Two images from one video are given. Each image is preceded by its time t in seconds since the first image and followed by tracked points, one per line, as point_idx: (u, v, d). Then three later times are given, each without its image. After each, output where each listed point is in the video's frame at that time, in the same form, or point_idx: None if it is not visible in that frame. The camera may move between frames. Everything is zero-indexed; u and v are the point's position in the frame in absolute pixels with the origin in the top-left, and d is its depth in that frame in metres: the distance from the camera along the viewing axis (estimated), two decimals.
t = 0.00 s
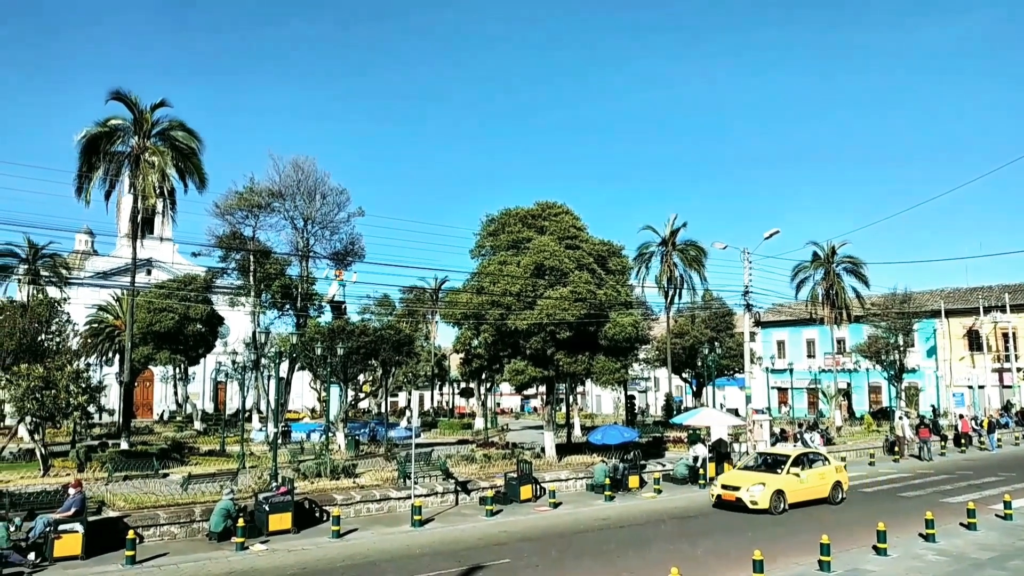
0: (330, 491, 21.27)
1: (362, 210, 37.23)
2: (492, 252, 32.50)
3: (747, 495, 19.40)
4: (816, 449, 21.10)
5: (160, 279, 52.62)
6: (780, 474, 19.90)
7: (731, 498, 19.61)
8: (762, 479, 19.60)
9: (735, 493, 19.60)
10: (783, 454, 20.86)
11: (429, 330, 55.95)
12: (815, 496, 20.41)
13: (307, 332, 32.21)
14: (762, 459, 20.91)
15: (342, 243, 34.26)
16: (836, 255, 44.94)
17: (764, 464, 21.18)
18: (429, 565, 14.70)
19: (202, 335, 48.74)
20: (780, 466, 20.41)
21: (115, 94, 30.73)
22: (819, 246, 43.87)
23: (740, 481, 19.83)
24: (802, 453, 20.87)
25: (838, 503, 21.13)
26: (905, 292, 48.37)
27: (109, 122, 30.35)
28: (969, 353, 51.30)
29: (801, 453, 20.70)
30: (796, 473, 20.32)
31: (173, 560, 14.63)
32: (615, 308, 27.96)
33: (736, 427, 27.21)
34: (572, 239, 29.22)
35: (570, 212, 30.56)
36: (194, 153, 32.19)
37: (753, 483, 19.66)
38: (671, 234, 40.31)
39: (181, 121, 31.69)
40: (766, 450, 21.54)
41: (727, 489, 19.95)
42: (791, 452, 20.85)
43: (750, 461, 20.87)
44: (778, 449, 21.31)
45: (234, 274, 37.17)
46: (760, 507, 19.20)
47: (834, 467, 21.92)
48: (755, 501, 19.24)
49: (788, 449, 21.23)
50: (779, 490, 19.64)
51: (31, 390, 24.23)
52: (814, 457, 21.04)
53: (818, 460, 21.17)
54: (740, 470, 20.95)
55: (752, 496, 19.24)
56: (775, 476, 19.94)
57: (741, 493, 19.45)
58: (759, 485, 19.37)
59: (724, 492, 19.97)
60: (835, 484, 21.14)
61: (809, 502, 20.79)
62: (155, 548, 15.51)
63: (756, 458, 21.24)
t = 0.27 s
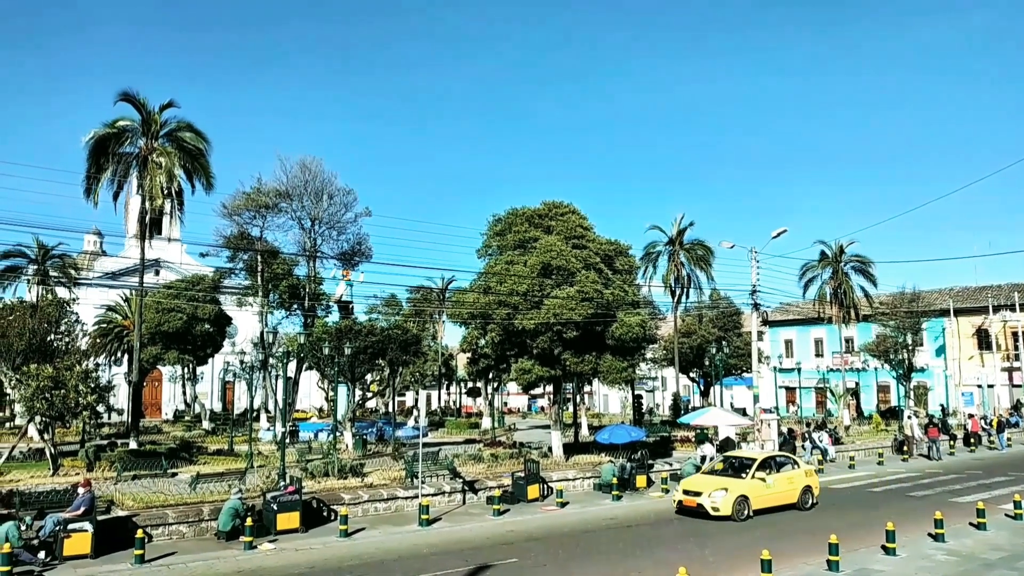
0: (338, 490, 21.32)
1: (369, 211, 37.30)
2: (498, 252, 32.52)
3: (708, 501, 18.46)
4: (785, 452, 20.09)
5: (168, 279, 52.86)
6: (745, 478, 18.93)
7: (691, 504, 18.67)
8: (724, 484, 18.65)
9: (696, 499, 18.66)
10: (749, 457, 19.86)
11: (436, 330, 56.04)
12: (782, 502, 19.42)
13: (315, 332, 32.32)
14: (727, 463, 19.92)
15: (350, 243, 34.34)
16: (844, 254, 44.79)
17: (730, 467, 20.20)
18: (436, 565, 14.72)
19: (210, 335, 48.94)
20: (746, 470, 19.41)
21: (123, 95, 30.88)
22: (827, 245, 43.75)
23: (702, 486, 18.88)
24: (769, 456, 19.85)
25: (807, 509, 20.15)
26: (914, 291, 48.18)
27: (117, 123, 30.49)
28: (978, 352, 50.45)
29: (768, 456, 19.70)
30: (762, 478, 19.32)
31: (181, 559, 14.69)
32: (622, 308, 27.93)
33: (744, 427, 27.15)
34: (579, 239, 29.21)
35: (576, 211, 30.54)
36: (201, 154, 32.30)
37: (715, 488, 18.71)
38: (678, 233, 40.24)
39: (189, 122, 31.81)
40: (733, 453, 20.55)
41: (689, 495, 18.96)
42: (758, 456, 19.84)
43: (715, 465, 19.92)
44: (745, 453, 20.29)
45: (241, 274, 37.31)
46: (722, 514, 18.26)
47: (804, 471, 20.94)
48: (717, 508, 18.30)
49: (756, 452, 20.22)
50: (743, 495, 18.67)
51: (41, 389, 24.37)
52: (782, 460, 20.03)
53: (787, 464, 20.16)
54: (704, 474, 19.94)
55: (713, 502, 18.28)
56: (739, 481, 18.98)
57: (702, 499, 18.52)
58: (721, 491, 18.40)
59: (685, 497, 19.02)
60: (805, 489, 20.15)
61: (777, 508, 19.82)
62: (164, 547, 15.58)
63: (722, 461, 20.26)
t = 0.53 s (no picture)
0: (343, 489, 21.36)
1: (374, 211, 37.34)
2: (503, 251, 32.52)
3: (664, 507, 17.40)
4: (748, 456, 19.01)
5: (173, 279, 53.00)
6: (703, 482, 17.86)
7: (646, 510, 17.63)
8: (681, 489, 17.57)
9: (651, 504, 17.59)
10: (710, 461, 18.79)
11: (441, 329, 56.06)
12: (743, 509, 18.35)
13: (319, 332, 32.39)
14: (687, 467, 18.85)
15: (354, 243, 34.38)
16: (849, 253, 44.69)
17: (691, 471, 19.14)
18: (440, 565, 14.71)
19: (215, 334, 49.07)
20: (705, 474, 18.32)
21: (129, 95, 30.96)
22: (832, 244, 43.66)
23: (658, 491, 17.81)
24: (731, 460, 18.78)
25: (771, 515, 19.06)
26: (920, 290, 48.04)
27: (122, 123, 30.56)
28: (984, 351, 50.26)
29: (730, 459, 18.62)
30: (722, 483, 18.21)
31: (187, 559, 14.72)
32: (627, 308, 27.88)
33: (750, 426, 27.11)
34: (583, 238, 29.16)
35: (580, 211, 30.51)
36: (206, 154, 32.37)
37: (672, 493, 17.65)
38: (683, 232, 40.19)
39: (194, 122, 31.88)
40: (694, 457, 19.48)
41: (644, 500, 17.92)
42: (720, 459, 18.77)
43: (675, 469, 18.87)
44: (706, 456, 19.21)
45: (246, 274, 37.39)
46: (677, 521, 17.18)
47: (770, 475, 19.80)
48: (673, 514, 17.24)
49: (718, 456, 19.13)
50: (701, 501, 17.59)
51: (47, 389, 24.44)
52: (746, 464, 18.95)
53: (751, 468, 19.07)
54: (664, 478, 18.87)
55: (668, 508, 17.22)
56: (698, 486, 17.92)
57: (657, 504, 17.47)
58: (677, 495, 17.36)
59: (640, 503, 17.96)
60: (768, 494, 19.06)
61: (738, 514, 18.74)
62: (169, 546, 15.61)
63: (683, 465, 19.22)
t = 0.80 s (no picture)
0: (355, 490, 21.43)
1: (386, 212, 37.42)
2: (514, 252, 32.51)
3: (631, 514, 16.48)
4: (723, 461, 18.02)
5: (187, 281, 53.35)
6: (673, 489, 16.92)
7: (612, 518, 16.70)
8: (649, 496, 16.64)
9: (618, 512, 16.66)
10: (681, 466, 17.79)
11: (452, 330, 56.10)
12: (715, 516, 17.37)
13: (332, 332, 32.54)
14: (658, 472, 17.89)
15: (367, 244, 34.48)
16: (864, 252, 44.38)
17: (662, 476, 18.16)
18: (452, 565, 14.72)
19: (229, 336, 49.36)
20: (676, 480, 17.37)
21: (143, 97, 31.19)
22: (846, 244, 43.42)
23: (625, 497, 16.89)
24: (704, 464, 17.79)
25: (747, 523, 18.07)
26: (935, 289, 47.66)
27: (135, 126, 30.79)
28: (1001, 352, 49.47)
29: (702, 464, 17.65)
30: (693, 489, 17.27)
31: (201, 558, 14.82)
32: (639, 308, 27.81)
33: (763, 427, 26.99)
34: (595, 239, 29.09)
35: (592, 211, 30.44)
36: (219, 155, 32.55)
37: (639, 500, 16.73)
38: (695, 232, 40.07)
39: (208, 124, 32.08)
40: (667, 461, 18.51)
41: (611, 507, 16.99)
42: (692, 464, 17.79)
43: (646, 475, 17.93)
44: (679, 461, 18.23)
45: (260, 275, 37.59)
46: (644, 530, 16.26)
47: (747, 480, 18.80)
48: (640, 523, 16.31)
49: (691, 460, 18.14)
50: (670, 508, 16.65)
51: (63, 390, 24.66)
52: (720, 469, 17.97)
53: (726, 473, 18.08)
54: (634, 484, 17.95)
55: (635, 516, 16.31)
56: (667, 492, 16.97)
57: (624, 512, 16.54)
58: (644, 503, 16.44)
59: (607, 510, 17.06)
60: (744, 501, 18.08)
61: (712, 522, 17.77)
62: (183, 546, 15.71)
63: (655, 469, 18.27)
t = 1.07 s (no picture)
0: (367, 489, 21.50)
1: (397, 212, 37.51)
2: (525, 251, 32.51)
3: (587, 521, 15.50)
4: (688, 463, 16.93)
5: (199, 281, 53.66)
6: (632, 493, 15.91)
7: (568, 524, 15.72)
8: (608, 501, 15.66)
9: (574, 518, 15.70)
10: (644, 469, 16.77)
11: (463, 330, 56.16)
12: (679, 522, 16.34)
13: (344, 332, 32.67)
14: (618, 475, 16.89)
15: (377, 244, 34.57)
16: (876, 251, 44.11)
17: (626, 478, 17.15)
18: (462, 565, 14.73)
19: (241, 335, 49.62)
20: (637, 484, 16.36)
21: (157, 99, 31.40)
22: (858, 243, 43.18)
23: (582, 503, 15.94)
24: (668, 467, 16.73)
25: (715, 529, 17.00)
26: (949, 288, 47.29)
27: (148, 126, 30.99)
28: (1015, 351, 49.12)
29: (665, 467, 16.59)
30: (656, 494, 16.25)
31: (214, 557, 14.91)
32: (650, 307, 27.73)
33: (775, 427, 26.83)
34: (606, 238, 29.03)
35: (603, 210, 30.37)
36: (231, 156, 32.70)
37: (597, 505, 15.76)
38: (706, 231, 39.94)
39: (220, 125, 32.25)
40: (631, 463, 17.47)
41: (567, 513, 16.02)
42: (655, 467, 16.75)
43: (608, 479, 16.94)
44: (643, 463, 17.16)
45: (271, 275, 37.75)
46: (601, 537, 15.30)
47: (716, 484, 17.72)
48: (596, 529, 15.32)
49: (655, 462, 17.09)
50: (628, 515, 15.64)
51: (77, 389, 24.85)
52: (685, 472, 16.88)
53: (692, 477, 16.99)
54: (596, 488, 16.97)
55: (591, 522, 15.32)
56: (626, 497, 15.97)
57: (579, 518, 15.57)
58: (601, 508, 15.46)
59: (563, 516, 16.11)
60: (711, 506, 16.99)
61: (677, 529, 16.72)
62: (196, 544, 15.81)
63: (617, 472, 17.26)
